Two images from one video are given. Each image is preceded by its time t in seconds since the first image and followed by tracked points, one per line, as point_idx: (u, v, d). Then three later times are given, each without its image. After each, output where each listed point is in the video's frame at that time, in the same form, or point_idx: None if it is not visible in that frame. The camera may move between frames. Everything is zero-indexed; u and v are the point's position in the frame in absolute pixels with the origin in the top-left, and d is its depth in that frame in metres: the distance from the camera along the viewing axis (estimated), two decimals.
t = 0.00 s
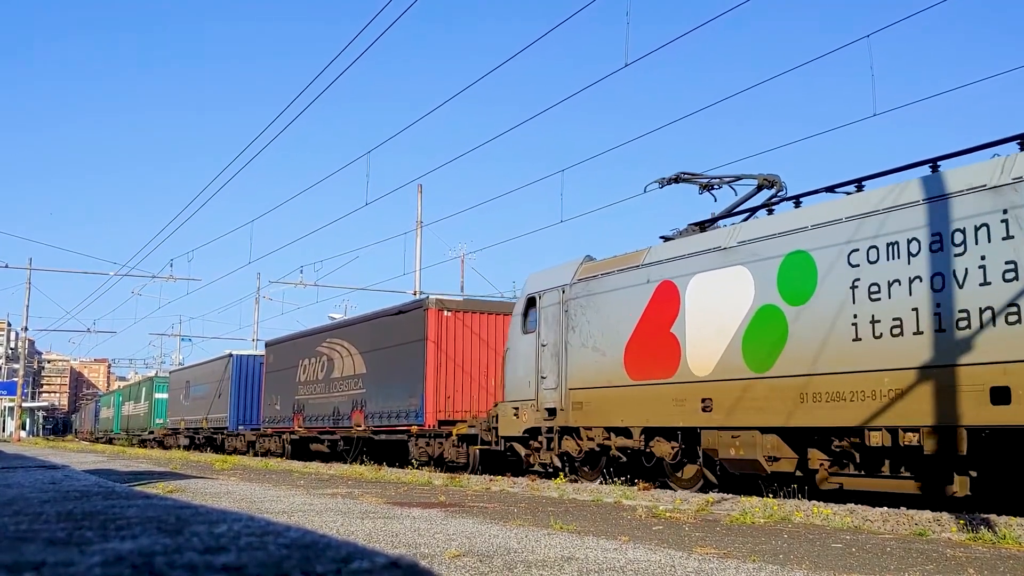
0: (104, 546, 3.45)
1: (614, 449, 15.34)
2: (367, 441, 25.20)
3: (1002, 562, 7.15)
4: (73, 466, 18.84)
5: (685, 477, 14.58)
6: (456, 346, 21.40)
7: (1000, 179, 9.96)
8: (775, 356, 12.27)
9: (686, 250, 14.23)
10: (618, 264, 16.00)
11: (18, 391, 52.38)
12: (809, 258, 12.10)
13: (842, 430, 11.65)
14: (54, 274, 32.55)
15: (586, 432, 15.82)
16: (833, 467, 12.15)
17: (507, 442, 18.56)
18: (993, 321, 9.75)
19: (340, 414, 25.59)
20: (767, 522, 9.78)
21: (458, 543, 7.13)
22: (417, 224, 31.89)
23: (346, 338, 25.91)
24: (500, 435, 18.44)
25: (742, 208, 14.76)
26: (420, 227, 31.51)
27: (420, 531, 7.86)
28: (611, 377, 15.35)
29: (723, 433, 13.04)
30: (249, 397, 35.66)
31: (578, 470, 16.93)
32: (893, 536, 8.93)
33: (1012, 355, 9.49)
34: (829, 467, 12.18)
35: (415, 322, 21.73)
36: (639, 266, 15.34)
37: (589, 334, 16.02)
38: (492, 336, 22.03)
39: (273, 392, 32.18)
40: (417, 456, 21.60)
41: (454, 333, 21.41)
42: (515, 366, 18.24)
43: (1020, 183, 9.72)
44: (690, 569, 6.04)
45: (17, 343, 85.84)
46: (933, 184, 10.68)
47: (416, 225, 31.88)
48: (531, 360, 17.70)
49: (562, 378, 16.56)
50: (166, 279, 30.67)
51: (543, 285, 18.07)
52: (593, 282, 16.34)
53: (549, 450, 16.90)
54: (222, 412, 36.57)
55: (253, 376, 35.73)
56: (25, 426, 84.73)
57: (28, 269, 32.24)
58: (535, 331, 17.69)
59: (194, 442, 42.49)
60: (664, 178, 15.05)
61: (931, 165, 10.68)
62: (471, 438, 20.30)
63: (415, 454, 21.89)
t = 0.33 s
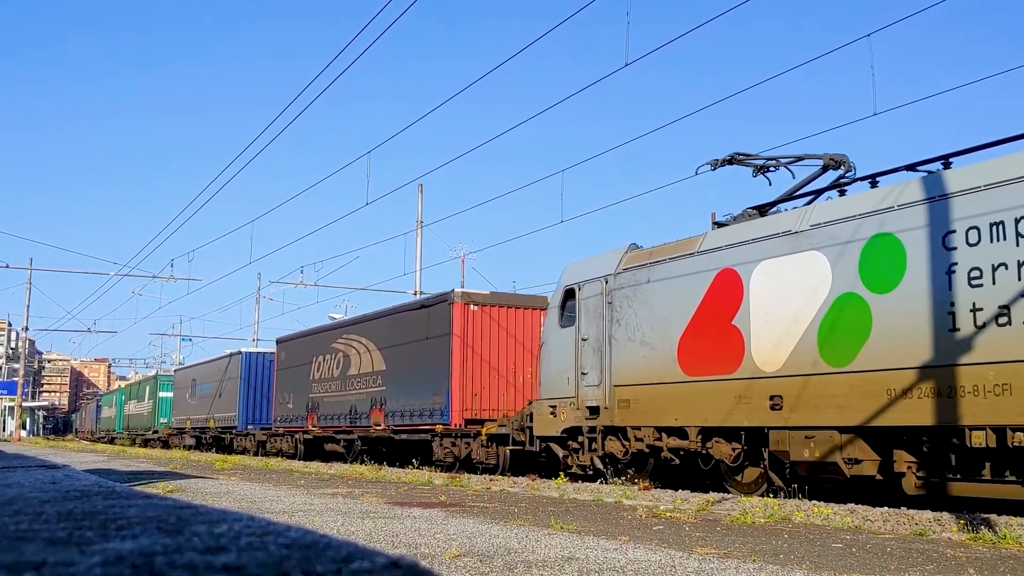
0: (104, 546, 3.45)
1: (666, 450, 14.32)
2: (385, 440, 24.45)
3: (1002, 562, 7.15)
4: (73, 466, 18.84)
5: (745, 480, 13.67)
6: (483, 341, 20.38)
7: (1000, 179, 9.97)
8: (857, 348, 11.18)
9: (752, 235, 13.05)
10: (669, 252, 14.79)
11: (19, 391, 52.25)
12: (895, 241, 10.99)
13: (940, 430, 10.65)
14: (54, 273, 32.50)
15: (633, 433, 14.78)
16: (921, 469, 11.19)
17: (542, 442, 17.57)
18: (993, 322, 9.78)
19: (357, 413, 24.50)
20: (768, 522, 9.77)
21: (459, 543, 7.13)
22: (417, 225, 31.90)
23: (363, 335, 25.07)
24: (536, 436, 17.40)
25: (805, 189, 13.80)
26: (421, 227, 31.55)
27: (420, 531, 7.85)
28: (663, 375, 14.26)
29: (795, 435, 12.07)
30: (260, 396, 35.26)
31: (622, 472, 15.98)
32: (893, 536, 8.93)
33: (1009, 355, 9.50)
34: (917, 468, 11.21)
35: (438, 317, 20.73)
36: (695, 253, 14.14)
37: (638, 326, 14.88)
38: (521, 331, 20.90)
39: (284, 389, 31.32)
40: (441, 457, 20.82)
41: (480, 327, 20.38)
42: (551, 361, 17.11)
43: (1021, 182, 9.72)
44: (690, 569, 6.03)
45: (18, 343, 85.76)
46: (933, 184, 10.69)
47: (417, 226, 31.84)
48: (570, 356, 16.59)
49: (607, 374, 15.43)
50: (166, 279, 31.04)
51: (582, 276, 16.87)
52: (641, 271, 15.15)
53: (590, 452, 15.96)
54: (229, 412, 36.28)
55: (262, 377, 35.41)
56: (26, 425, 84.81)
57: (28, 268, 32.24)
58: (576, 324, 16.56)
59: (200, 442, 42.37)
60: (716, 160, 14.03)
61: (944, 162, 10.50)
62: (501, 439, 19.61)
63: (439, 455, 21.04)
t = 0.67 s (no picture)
0: (104, 546, 3.45)
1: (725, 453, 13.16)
2: (406, 442, 23.99)
3: (1003, 562, 7.14)
4: (73, 466, 18.84)
5: (815, 485, 12.50)
6: (513, 336, 19.67)
7: (1002, 180, 9.95)
8: (952, 343, 10.12)
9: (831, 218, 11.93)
10: (731, 237, 13.62)
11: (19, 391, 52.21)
12: (995, 224, 9.89)
13: None
14: (54, 274, 32.55)
15: (689, 434, 13.60)
16: None
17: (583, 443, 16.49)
18: (995, 322, 9.74)
19: (376, 412, 23.94)
20: (768, 522, 9.77)
21: (458, 543, 7.12)
22: (419, 225, 31.89)
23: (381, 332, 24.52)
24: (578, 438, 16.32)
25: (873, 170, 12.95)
26: (422, 226, 31.81)
27: (420, 530, 7.85)
28: (724, 371, 13.10)
29: (878, 433, 11.01)
30: (271, 396, 35.18)
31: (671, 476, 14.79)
32: (894, 536, 8.93)
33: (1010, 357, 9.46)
34: None
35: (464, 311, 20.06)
36: (761, 238, 13.00)
37: (691, 320, 13.82)
38: (551, 327, 20.26)
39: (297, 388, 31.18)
40: (467, 459, 19.94)
41: (509, 322, 19.65)
42: (593, 358, 16.08)
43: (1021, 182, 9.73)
44: (690, 569, 6.03)
45: (17, 345, 85.64)
46: (933, 185, 10.69)
47: (418, 227, 31.88)
48: (615, 351, 15.54)
49: (658, 372, 14.31)
50: (166, 280, 30.83)
51: (627, 264, 15.76)
52: (696, 259, 14.01)
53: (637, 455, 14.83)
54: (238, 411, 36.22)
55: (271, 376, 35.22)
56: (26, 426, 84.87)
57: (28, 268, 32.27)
58: (622, 318, 15.46)
59: (206, 443, 42.35)
60: (775, 139, 13.21)
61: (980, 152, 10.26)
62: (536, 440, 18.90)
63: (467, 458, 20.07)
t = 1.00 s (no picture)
0: (105, 546, 3.45)
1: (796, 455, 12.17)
2: (428, 442, 23.85)
3: (1004, 562, 7.15)
4: (74, 466, 18.87)
5: (898, 491, 11.50)
6: (547, 331, 19.35)
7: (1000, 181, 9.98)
8: None
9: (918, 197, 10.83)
10: (802, 221, 12.57)
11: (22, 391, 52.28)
12: None
13: None
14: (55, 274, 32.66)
15: (754, 435, 12.63)
16: None
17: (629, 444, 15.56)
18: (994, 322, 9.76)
19: (397, 412, 23.77)
20: (769, 523, 9.78)
21: (459, 543, 7.13)
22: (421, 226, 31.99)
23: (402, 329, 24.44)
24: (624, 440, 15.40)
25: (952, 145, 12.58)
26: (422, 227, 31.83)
27: (420, 531, 7.85)
28: (795, 366, 12.06)
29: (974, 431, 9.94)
30: (283, 395, 34.95)
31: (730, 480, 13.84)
32: (895, 536, 8.94)
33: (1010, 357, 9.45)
34: None
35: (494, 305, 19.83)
36: (836, 221, 11.95)
37: (755, 311, 12.82)
38: (587, 320, 19.85)
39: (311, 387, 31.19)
40: (499, 460, 19.61)
41: (541, 315, 19.32)
42: (640, 353, 15.13)
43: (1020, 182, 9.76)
44: (691, 569, 6.04)
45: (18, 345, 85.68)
46: (933, 185, 10.73)
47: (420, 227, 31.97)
48: (664, 345, 14.58)
49: (717, 368, 13.30)
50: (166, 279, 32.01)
51: (677, 252, 14.74)
52: (760, 245, 12.99)
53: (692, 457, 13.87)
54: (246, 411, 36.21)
55: (284, 375, 35.06)
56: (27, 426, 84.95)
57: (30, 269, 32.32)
58: (675, 310, 14.45)
59: (213, 444, 42.34)
60: (848, 116, 13.03)
61: None
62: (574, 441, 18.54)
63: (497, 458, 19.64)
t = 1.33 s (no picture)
0: (104, 546, 3.45)
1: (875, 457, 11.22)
2: (450, 441, 23.79)
3: (1005, 562, 7.13)
4: (74, 466, 18.86)
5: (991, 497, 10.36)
6: (582, 326, 19.12)
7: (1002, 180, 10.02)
8: None
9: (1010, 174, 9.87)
10: (880, 203, 11.64)
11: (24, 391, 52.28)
12: None
13: None
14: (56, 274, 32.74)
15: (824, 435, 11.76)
16: None
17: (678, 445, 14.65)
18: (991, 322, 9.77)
19: (420, 410, 23.72)
20: (770, 522, 9.76)
21: (460, 543, 7.13)
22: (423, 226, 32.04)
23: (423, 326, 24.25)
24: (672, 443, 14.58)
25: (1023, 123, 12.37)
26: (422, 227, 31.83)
27: (421, 530, 7.85)
28: (875, 359, 11.11)
29: None
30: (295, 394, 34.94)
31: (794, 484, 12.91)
32: (895, 536, 8.92)
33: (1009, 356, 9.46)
34: None
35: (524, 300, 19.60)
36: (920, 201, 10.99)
37: (828, 300, 11.91)
38: (621, 314, 19.71)
39: (326, 384, 31.13)
40: (532, 461, 19.31)
41: (575, 309, 19.05)
42: (694, 347, 14.27)
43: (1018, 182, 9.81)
44: (691, 569, 6.03)
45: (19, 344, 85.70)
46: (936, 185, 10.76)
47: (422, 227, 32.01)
48: (722, 337, 13.66)
49: (786, 362, 12.40)
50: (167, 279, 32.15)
51: (734, 240, 13.86)
52: (833, 229, 12.07)
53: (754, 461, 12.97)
54: (254, 410, 36.20)
55: (297, 373, 34.99)
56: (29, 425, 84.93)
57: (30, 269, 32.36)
58: (736, 300, 13.54)
59: (220, 443, 42.38)
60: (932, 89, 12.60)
61: None
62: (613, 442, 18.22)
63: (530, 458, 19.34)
